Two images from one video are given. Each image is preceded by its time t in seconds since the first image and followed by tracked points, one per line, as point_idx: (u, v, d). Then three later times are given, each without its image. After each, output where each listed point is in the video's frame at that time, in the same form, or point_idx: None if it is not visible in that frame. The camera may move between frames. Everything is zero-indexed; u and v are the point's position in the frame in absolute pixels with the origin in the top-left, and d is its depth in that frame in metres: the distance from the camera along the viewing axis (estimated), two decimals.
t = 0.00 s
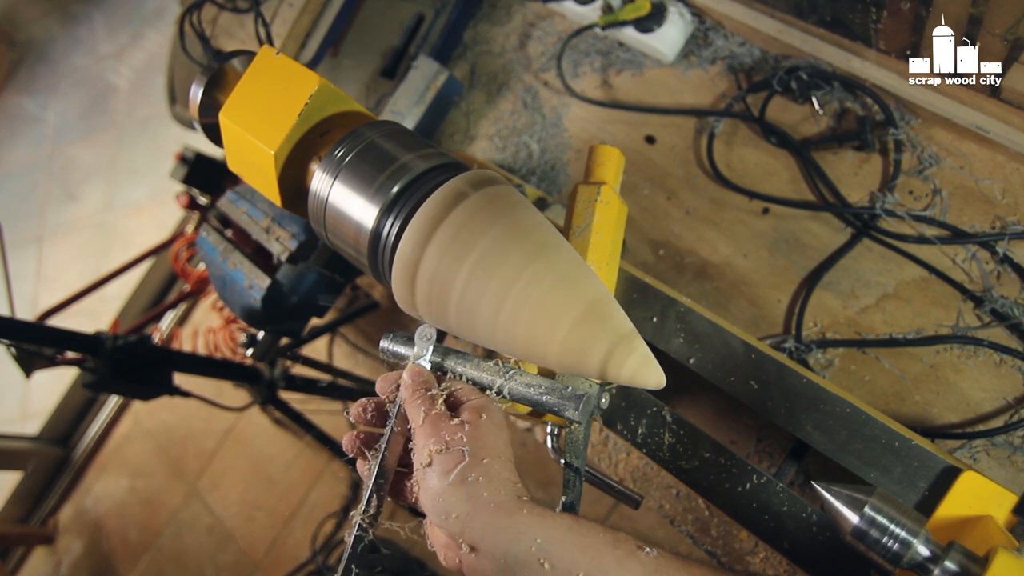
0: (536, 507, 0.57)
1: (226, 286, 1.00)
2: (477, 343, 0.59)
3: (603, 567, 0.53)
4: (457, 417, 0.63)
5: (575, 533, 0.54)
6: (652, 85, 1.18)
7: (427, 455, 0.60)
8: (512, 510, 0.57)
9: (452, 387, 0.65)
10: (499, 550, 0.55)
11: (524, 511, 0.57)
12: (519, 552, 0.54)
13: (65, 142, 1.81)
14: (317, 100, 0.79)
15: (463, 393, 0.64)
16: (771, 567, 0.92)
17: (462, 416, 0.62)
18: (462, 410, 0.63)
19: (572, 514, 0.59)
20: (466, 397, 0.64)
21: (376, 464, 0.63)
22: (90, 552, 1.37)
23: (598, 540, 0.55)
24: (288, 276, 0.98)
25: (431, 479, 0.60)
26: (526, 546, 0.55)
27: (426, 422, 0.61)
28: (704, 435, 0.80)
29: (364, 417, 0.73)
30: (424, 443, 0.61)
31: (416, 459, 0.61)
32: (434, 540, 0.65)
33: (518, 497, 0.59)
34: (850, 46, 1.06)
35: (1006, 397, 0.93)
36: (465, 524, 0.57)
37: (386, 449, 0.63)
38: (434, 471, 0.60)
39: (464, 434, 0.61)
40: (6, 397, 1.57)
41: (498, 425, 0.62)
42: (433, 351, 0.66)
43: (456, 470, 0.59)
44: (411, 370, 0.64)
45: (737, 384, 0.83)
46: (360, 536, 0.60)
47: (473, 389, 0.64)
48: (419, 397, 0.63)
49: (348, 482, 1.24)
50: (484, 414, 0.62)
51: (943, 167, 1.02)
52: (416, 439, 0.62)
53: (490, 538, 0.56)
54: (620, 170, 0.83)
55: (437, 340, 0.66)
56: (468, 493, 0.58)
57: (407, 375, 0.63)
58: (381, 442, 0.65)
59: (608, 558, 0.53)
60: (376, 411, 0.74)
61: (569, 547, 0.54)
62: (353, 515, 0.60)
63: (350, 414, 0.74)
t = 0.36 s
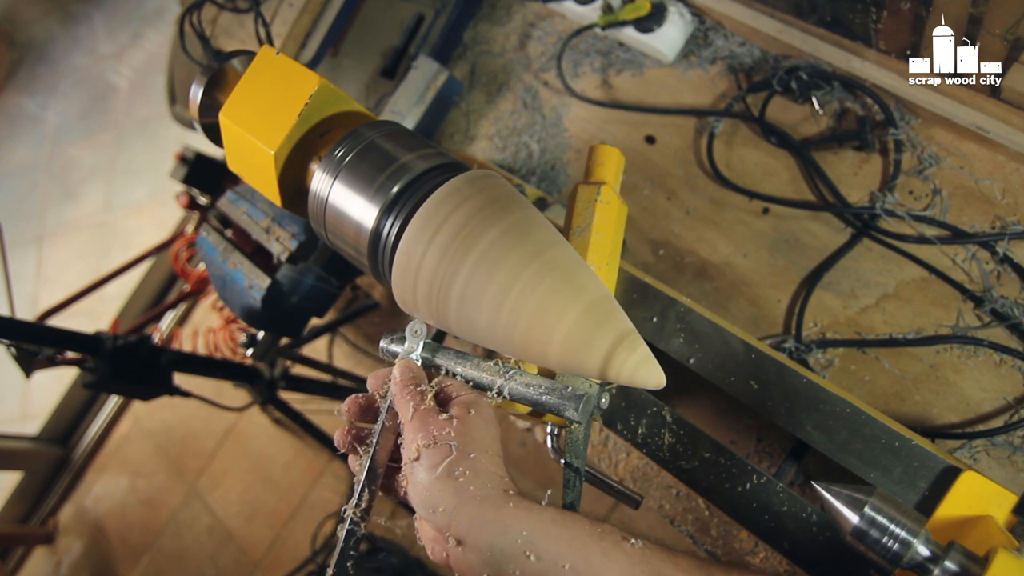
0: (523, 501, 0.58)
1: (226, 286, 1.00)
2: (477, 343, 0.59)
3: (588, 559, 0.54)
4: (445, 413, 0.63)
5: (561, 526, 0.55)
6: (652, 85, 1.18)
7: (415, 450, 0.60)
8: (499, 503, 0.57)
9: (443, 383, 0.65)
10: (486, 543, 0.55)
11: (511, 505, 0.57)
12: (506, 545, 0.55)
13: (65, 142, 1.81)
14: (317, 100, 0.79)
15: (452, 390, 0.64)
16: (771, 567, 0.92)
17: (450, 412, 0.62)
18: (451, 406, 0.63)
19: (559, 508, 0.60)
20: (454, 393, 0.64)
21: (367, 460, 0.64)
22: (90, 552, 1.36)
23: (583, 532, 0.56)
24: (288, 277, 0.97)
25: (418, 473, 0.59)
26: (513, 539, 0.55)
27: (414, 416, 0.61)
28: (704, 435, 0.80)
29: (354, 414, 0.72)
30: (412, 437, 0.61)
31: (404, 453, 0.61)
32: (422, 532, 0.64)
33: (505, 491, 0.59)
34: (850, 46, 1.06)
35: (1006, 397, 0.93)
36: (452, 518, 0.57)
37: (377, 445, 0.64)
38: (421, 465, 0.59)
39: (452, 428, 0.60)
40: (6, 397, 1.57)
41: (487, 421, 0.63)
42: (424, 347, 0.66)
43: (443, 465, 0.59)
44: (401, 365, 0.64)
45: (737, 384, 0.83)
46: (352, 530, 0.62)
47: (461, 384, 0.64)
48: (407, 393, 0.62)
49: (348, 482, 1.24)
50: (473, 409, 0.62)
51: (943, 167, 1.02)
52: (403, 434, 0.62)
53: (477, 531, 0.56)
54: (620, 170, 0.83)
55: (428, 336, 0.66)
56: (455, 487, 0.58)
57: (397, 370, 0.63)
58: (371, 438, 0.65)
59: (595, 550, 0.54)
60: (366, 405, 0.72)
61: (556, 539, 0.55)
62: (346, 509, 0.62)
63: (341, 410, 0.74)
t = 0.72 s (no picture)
0: (514, 495, 0.58)
1: (226, 286, 1.00)
2: (477, 342, 0.59)
3: (579, 553, 0.53)
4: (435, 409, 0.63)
5: (551, 519, 0.55)
6: (652, 85, 1.18)
7: (406, 445, 0.60)
8: (489, 497, 0.57)
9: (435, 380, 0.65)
10: (476, 537, 0.55)
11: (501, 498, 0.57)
12: (496, 538, 0.55)
13: (65, 142, 1.81)
14: (317, 100, 0.79)
15: (444, 387, 0.65)
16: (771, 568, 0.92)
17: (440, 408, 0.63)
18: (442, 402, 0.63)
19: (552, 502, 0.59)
20: (446, 389, 0.64)
21: (361, 457, 0.64)
22: (90, 552, 1.36)
23: (574, 526, 0.55)
24: (288, 276, 0.98)
25: (410, 468, 0.60)
26: (502, 532, 0.55)
27: (404, 412, 0.61)
28: (704, 435, 0.80)
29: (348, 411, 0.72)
30: (402, 433, 0.61)
31: (395, 449, 0.61)
32: (413, 529, 0.64)
33: (496, 485, 0.59)
34: (850, 46, 1.06)
35: (1006, 397, 0.93)
36: (443, 512, 0.57)
37: (370, 441, 0.64)
38: (412, 460, 0.60)
39: (443, 423, 0.61)
40: (6, 397, 1.57)
41: (478, 416, 0.63)
42: (414, 344, 0.66)
43: (434, 459, 0.59)
44: (394, 362, 0.64)
45: (737, 384, 0.83)
46: (348, 526, 0.62)
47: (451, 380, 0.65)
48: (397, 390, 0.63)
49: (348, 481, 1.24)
50: (464, 405, 0.62)
51: (943, 167, 1.02)
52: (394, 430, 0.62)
53: (467, 524, 0.56)
54: (620, 170, 0.83)
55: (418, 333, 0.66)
56: (446, 481, 0.58)
57: (387, 368, 0.64)
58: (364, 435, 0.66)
59: (585, 543, 0.54)
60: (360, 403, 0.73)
61: (545, 533, 0.54)
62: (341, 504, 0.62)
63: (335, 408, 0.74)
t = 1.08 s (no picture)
0: (532, 495, 0.57)
1: (226, 286, 1.00)
2: (477, 343, 0.59)
3: (600, 555, 0.53)
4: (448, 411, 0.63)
5: (571, 521, 0.55)
6: (652, 85, 1.18)
7: (420, 447, 0.60)
8: (508, 497, 0.57)
9: (445, 382, 0.65)
10: (495, 537, 0.55)
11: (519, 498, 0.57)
12: (514, 539, 0.55)
13: (66, 142, 1.80)
14: (317, 100, 0.79)
15: (454, 390, 0.64)
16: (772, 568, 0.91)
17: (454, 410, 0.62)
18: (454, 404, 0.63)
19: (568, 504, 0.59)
20: (457, 391, 0.64)
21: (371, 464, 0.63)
22: (90, 552, 1.36)
23: (594, 528, 0.55)
24: (288, 276, 0.98)
25: (425, 469, 0.59)
26: (522, 532, 0.55)
27: (417, 415, 0.61)
28: (704, 435, 0.80)
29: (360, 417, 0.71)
30: (416, 435, 0.60)
31: (409, 452, 0.61)
32: (426, 533, 0.63)
33: (513, 485, 0.58)
34: (850, 46, 1.06)
35: (1006, 397, 0.93)
36: (461, 513, 0.57)
37: (381, 445, 0.63)
38: (428, 462, 0.59)
39: (457, 425, 0.60)
40: (6, 397, 1.57)
41: (492, 417, 0.62)
42: (420, 347, 0.66)
43: (450, 460, 0.59)
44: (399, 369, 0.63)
45: (737, 384, 0.83)
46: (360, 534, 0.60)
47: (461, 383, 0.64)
48: (408, 392, 0.62)
49: (348, 482, 1.25)
50: (478, 406, 0.62)
51: (943, 167, 1.02)
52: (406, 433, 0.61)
53: (486, 524, 0.56)
54: (620, 170, 0.83)
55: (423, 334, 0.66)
56: (463, 481, 0.58)
57: (394, 374, 0.63)
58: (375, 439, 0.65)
59: (606, 547, 0.53)
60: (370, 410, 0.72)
61: (565, 534, 0.54)
62: (353, 510, 0.61)
63: (346, 415, 0.73)
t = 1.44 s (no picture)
0: (557, 507, 0.58)
1: (226, 286, 1.00)
2: (477, 342, 0.59)
3: (626, 569, 0.54)
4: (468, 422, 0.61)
5: (597, 535, 0.55)
6: (652, 85, 1.18)
7: (441, 459, 0.59)
8: (534, 510, 0.57)
9: (464, 391, 0.64)
10: (522, 550, 0.55)
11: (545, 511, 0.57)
12: (541, 552, 0.55)
13: (66, 142, 1.80)
14: (317, 100, 0.79)
15: (473, 399, 0.63)
16: (771, 567, 0.92)
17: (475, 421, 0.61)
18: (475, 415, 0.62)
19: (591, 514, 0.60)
20: (477, 401, 0.63)
21: (388, 476, 0.61)
22: (90, 552, 1.36)
23: (620, 542, 0.56)
24: (288, 276, 0.97)
25: (448, 482, 0.58)
26: (549, 547, 0.55)
27: (438, 427, 0.59)
28: (704, 436, 0.80)
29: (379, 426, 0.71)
30: (437, 447, 0.59)
31: (430, 464, 0.59)
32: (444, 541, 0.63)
33: (539, 497, 0.58)
34: (850, 46, 1.06)
35: (1006, 397, 0.93)
36: (486, 526, 0.56)
37: (397, 456, 0.62)
38: (450, 474, 0.58)
39: (480, 436, 0.59)
40: (6, 397, 1.57)
41: (514, 427, 0.61)
42: (432, 351, 0.65)
43: (474, 472, 0.58)
44: (410, 383, 0.62)
45: (737, 384, 0.83)
46: (382, 544, 0.58)
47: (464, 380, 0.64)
48: (427, 404, 0.61)
49: (348, 482, 1.25)
50: (499, 417, 0.61)
51: (943, 167, 1.02)
52: (426, 445, 0.60)
53: (512, 538, 0.56)
54: (620, 170, 0.83)
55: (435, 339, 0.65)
56: (488, 495, 0.57)
57: (406, 388, 0.62)
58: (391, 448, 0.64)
59: (632, 560, 0.55)
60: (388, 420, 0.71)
61: (591, 548, 0.55)
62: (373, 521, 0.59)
63: (366, 423, 0.73)
